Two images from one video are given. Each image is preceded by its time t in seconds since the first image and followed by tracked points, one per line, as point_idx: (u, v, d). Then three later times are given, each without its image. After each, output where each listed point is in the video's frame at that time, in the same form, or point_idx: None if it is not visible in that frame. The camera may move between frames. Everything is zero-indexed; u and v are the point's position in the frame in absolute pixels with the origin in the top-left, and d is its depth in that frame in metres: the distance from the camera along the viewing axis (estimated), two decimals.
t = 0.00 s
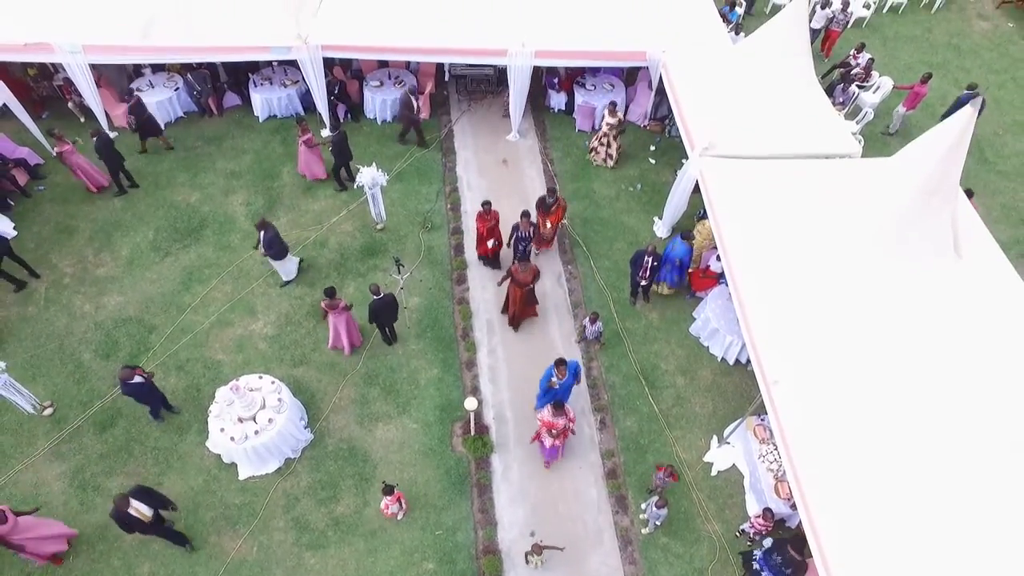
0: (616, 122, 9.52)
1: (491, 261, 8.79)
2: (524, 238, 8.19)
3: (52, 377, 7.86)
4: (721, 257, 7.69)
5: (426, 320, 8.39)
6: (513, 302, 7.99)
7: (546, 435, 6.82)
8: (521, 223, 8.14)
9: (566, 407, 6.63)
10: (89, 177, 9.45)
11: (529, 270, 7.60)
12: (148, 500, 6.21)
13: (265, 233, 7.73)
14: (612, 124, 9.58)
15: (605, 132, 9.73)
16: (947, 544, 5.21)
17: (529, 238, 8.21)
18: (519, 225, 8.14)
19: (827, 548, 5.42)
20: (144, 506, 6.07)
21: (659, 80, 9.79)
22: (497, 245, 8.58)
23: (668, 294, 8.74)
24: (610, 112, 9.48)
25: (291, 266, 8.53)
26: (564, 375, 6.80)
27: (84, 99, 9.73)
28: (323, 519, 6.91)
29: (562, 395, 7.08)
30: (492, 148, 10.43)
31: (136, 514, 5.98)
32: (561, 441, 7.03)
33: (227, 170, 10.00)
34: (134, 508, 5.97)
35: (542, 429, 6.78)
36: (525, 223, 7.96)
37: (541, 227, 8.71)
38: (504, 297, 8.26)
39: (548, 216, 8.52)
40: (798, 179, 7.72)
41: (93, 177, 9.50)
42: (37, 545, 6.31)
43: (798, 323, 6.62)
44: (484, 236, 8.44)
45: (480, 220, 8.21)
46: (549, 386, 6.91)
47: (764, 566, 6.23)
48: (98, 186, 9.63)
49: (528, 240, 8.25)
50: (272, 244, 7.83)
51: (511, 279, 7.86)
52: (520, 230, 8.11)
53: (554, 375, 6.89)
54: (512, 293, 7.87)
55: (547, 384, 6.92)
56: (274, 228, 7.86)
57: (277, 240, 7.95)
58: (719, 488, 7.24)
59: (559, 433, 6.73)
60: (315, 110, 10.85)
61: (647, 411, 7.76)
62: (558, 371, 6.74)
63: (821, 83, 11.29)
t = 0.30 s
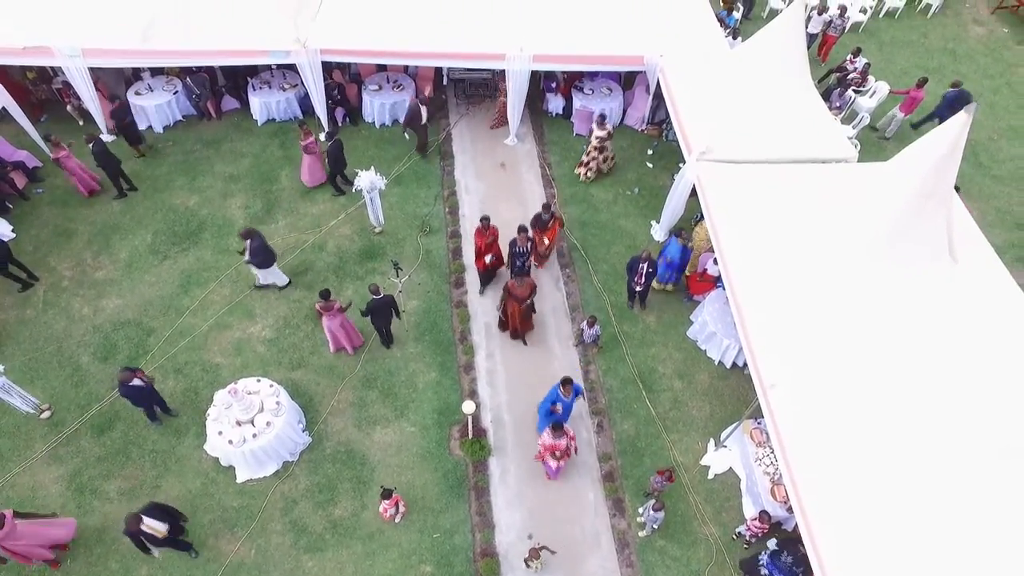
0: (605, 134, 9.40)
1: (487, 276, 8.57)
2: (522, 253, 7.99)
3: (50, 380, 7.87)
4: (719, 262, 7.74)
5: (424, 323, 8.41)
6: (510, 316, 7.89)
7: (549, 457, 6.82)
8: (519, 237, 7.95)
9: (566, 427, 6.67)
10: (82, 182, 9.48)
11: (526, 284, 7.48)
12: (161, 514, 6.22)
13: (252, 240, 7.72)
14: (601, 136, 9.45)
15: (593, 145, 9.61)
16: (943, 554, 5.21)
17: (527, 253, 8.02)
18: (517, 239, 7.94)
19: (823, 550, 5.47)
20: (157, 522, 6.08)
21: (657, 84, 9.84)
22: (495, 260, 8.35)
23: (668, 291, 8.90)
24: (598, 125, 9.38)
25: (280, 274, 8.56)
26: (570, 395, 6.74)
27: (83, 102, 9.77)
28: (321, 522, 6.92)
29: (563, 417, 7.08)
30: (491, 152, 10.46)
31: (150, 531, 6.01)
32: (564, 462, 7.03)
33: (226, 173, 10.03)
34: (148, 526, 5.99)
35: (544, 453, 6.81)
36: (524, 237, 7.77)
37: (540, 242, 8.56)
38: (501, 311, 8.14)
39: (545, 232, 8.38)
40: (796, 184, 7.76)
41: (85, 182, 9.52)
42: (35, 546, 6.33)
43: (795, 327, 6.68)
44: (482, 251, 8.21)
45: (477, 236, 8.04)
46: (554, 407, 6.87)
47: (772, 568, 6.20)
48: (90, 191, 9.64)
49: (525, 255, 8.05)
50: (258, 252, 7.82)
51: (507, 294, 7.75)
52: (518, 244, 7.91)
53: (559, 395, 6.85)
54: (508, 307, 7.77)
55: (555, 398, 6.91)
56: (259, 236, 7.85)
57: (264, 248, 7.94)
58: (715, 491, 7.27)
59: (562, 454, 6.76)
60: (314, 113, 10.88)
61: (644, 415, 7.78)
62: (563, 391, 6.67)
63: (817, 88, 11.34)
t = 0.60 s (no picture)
0: (616, 146, 9.31)
1: (500, 286, 8.45)
2: (538, 265, 7.85)
3: (68, 366, 8.00)
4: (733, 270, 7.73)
5: (437, 321, 8.47)
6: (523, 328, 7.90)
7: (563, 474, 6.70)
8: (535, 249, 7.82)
9: (581, 445, 6.46)
10: (103, 175, 9.67)
11: (541, 296, 7.46)
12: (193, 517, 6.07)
13: (252, 238, 7.75)
14: (610, 149, 9.36)
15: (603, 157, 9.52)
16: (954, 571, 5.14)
17: (544, 265, 7.86)
18: (534, 250, 7.78)
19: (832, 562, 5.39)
20: (183, 523, 5.94)
21: (675, 90, 9.86)
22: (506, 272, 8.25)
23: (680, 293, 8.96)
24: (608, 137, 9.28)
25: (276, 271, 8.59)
26: (584, 411, 6.50)
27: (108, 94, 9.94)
28: (329, 515, 6.98)
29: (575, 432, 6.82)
30: (508, 153, 10.52)
31: (172, 530, 5.88)
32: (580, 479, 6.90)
33: (245, 167, 10.15)
34: (172, 524, 5.87)
35: (558, 469, 6.68)
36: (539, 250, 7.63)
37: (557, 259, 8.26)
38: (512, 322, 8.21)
39: (562, 247, 8.08)
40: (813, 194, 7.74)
41: (104, 174, 9.67)
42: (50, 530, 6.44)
43: (808, 337, 6.65)
44: (494, 261, 8.12)
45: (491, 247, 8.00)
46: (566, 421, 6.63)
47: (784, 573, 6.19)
48: (109, 182, 9.78)
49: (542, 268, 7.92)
50: (258, 250, 7.85)
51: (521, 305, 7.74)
52: (534, 257, 7.75)
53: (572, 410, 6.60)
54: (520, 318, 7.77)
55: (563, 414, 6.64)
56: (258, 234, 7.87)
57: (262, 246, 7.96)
58: (723, 499, 7.25)
59: (576, 472, 6.61)
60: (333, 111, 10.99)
61: (654, 420, 7.79)
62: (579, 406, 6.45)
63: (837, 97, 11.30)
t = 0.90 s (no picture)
0: (633, 159, 9.16)
1: (522, 298, 8.31)
2: (562, 277, 7.86)
3: (93, 346, 8.15)
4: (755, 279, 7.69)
5: (456, 318, 8.52)
6: (544, 341, 7.95)
7: (580, 492, 6.67)
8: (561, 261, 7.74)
9: (602, 465, 6.43)
10: (133, 162, 9.85)
11: (564, 307, 7.45)
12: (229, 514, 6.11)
13: (263, 231, 7.85)
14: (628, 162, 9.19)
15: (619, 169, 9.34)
16: None
17: (568, 277, 7.88)
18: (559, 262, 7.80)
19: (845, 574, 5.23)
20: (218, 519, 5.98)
21: (702, 96, 9.84)
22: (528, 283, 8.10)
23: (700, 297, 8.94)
24: (627, 149, 9.15)
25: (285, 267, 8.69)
26: (601, 430, 6.55)
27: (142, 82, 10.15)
28: (342, 504, 7.02)
29: (593, 450, 6.79)
30: (532, 154, 10.57)
31: (208, 524, 5.91)
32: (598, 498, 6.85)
33: (272, 159, 10.28)
34: (209, 518, 5.91)
35: (575, 486, 6.64)
36: (564, 262, 7.65)
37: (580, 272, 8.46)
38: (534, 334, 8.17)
39: (585, 263, 8.25)
40: (839, 206, 7.66)
41: (136, 162, 9.90)
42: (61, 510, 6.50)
43: (830, 348, 6.56)
44: (516, 271, 8.03)
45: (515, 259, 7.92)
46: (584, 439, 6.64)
47: None
48: (140, 170, 10.00)
49: (566, 280, 7.92)
50: (269, 243, 7.95)
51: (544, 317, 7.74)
52: (559, 269, 7.76)
53: (589, 428, 6.63)
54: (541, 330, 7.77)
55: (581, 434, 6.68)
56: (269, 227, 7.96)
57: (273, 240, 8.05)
58: (737, 507, 7.21)
59: (593, 490, 6.56)
60: (360, 106, 11.10)
61: (669, 425, 7.77)
62: (595, 425, 6.52)
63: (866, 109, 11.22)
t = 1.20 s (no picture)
0: (654, 171, 9.18)
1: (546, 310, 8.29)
2: (587, 290, 7.84)
3: (121, 328, 8.33)
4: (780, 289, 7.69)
5: (477, 315, 8.57)
6: (564, 353, 7.77)
7: (593, 508, 6.40)
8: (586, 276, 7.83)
9: (620, 482, 6.21)
10: (164, 152, 10.08)
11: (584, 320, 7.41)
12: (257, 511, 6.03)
13: (277, 226, 7.91)
14: (648, 174, 9.23)
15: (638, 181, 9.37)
16: None
17: (593, 290, 7.88)
18: (586, 276, 7.80)
19: None
20: (247, 515, 5.90)
21: (732, 104, 9.81)
22: (551, 295, 8.11)
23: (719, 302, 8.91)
24: (648, 161, 9.19)
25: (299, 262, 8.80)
26: (623, 446, 6.42)
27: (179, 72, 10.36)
28: (358, 494, 7.08)
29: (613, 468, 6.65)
30: (559, 155, 10.61)
31: (237, 520, 5.82)
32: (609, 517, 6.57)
33: (301, 151, 10.43)
34: (240, 513, 5.82)
35: (591, 501, 6.39)
36: (591, 276, 7.63)
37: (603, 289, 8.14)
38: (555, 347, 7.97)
39: (608, 277, 7.94)
40: (869, 217, 7.60)
41: (169, 146, 10.08)
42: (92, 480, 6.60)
43: (853, 359, 6.52)
44: (540, 284, 8.03)
45: (541, 269, 7.88)
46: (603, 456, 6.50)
47: None
48: (173, 155, 10.18)
49: (590, 293, 7.91)
50: (281, 239, 7.99)
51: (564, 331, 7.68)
52: (585, 282, 7.76)
53: (611, 445, 6.51)
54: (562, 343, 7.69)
55: (602, 452, 6.54)
56: (283, 223, 8.01)
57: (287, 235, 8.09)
58: (752, 516, 7.16)
59: (609, 509, 6.29)
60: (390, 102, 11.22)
61: (687, 431, 7.75)
62: (616, 440, 6.40)
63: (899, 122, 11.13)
